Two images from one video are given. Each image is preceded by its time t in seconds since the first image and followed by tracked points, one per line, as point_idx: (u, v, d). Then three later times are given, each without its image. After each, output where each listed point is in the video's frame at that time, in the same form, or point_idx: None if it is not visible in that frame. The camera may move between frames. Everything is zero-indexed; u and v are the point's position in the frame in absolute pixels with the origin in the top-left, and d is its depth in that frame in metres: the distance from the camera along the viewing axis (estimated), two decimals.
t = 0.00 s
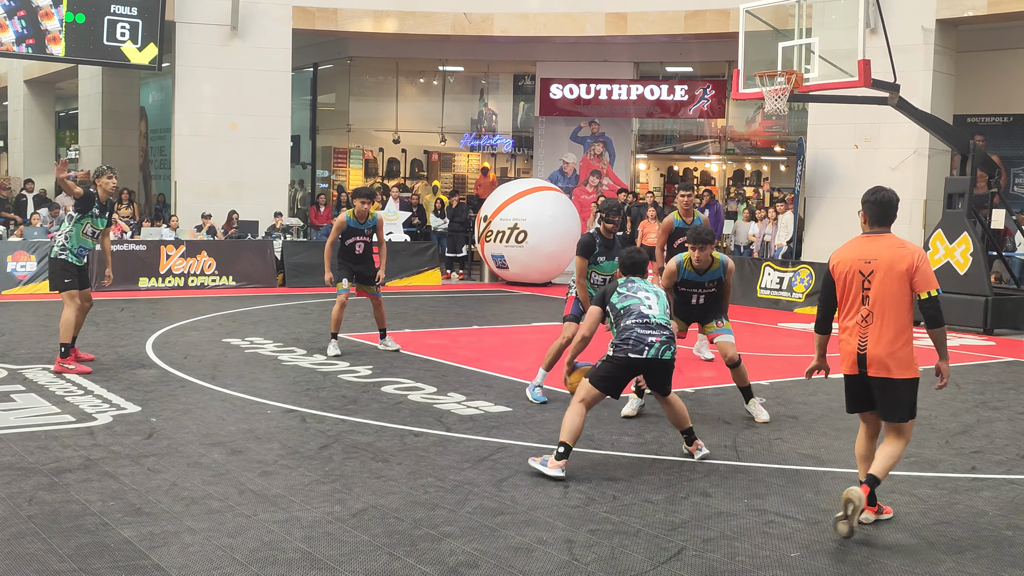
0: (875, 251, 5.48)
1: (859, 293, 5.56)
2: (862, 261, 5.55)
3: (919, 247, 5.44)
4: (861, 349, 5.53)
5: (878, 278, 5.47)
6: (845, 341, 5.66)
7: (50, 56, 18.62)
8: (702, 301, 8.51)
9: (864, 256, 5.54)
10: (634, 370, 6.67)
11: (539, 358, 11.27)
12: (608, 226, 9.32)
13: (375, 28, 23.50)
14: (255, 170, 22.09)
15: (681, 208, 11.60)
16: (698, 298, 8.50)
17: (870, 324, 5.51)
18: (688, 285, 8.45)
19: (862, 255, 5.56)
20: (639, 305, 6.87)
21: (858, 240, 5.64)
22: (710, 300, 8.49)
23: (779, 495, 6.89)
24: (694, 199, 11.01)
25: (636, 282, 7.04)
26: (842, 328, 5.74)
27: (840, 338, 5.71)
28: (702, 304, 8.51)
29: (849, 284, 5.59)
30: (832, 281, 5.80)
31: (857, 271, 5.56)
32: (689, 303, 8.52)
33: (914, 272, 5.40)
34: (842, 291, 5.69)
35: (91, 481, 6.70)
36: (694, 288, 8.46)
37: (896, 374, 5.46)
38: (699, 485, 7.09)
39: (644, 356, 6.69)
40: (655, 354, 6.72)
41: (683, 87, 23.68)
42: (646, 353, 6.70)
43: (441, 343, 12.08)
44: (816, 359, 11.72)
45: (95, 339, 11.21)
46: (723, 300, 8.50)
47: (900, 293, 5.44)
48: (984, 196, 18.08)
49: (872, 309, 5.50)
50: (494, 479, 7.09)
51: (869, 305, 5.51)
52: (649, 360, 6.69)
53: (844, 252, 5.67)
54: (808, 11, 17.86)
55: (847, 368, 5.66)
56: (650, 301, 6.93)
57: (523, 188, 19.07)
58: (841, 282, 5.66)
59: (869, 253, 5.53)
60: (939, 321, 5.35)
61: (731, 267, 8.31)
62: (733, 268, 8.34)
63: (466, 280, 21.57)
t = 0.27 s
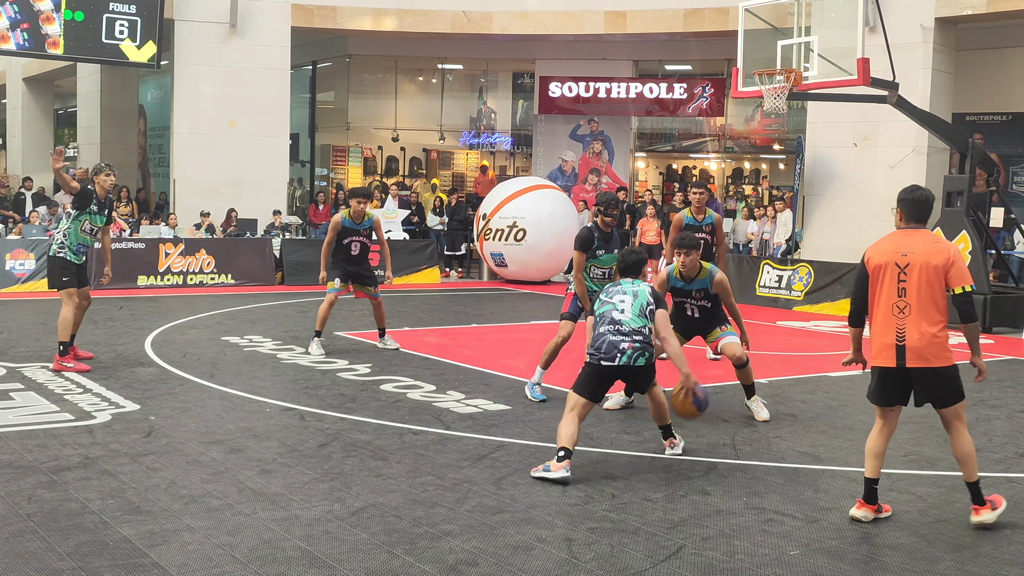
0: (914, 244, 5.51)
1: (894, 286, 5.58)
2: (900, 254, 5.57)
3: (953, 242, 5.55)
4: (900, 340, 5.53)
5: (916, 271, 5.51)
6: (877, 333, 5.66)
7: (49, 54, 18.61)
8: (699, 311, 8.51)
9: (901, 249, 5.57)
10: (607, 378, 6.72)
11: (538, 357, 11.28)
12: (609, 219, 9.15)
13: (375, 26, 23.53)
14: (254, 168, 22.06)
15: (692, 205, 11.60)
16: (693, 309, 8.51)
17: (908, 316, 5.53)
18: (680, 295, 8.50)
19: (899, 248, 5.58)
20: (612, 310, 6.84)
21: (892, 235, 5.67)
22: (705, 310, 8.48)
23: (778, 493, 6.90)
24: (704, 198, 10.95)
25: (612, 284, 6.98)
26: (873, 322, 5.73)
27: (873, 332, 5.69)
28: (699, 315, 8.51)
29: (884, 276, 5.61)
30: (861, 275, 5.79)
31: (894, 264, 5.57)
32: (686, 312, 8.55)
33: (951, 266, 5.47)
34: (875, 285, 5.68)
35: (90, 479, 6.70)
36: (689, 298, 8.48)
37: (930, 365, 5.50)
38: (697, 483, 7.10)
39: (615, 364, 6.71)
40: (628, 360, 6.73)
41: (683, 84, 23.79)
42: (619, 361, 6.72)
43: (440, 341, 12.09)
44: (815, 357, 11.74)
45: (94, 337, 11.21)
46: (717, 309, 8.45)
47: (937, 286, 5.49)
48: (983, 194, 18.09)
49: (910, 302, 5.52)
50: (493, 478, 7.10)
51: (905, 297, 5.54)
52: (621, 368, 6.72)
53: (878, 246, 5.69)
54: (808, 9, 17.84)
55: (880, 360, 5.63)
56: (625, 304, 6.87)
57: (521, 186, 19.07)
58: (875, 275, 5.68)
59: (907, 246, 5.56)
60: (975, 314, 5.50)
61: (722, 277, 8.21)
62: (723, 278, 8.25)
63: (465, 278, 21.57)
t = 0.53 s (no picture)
0: (970, 245, 5.64)
1: (950, 286, 5.67)
2: (955, 254, 5.67)
3: (1002, 246, 5.71)
4: (957, 339, 5.60)
5: (971, 272, 5.63)
6: (930, 332, 5.71)
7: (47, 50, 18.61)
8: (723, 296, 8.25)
9: (956, 250, 5.68)
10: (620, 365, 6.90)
11: (537, 353, 11.28)
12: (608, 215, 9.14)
13: (373, 23, 23.58)
14: (252, 165, 22.05)
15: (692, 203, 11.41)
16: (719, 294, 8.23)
17: (964, 316, 5.61)
18: (707, 281, 8.17)
19: (954, 249, 5.69)
20: (624, 303, 7.08)
21: (944, 237, 5.79)
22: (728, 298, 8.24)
23: (776, 489, 6.91)
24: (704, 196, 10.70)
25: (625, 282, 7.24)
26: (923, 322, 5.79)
27: (925, 331, 5.75)
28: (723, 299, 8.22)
29: (940, 277, 5.69)
30: (910, 276, 5.87)
31: (949, 265, 5.68)
32: (712, 298, 8.25)
33: (1005, 268, 5.62)
34: (928, 285, 5.76)
35: (88, 476, 6.70)
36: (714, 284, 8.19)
37: (984, 365, 5.59)
38: (696, 479, 7.10)
39: (626, 349, 6.90)
40: (640, 345, 6.89)
41: (682, 82, 23.61)
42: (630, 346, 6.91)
43: (438, 337, 12.08)
44: (813, 354, 11.74)
45: (93, 333, 11.20)
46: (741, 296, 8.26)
47: (991, 287, 5.62)
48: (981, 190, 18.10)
49: (966, 302, 5.61)
50: (492, 474, 7.10)
51: (961, 297, 5.63)
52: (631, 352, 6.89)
53: (930, 247, 5.79)
54: (806, 6, 17.79)
55: (933, 359, 5.68)
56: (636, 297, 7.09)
57: (520, 182, 19.07)
58: (929, 275, 5.76)
59: (962, 247, 5.68)
60: None
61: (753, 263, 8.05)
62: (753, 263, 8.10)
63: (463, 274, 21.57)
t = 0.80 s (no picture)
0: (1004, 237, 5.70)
1: (984, 277, 5.72)
2: (990, 246, 5.73)
3: None
4: (993, 330, 5.64)
5: (1006, 263, 5.67)
6: (966, 324, 5.77)
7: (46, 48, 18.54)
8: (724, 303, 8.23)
9: (990, 242, 5.74)
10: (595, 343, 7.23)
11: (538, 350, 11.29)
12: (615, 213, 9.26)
13: (373, 20, 23.57)
14: (253, 162, 22.05)
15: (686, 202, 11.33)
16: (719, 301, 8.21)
17: (1000, 307, 5.65)
18: (705, 288, 8.14)
19: (989, 241, 5.76)
20: (577, 290, 7.35)
21: (980, 230, 5.86)
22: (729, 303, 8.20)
23: (778, 486, 6.91)
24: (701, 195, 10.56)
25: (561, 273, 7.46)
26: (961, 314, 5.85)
27: (961, 323, 5.80)
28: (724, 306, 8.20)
29: (975, 268, 5.74)
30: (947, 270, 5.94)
31: (984, 256, 5.73)
32: (714, 306, 8.24)
33: None
34: (964, 277, 5.83)
35: (90, 473, 6.71)
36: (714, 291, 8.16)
37: (1021, 355, 5.61)
38: (697, 476, 7.11)
39: (598, 328, 7.24)
40: (608, 324, 7.29)
41: (682, 78, 23.79)
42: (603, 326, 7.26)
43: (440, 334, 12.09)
44: (815, 351, 11.74)
45: (94, 330, 11.21)
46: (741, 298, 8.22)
47: None
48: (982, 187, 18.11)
49: (1002, 293, 5.66)
50: (493, 471, 7.10)
51: (997, 289, 5.67)
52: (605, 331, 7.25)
53: (967, 239, 5.85)
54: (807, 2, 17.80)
55: (970, 351, 5.73)
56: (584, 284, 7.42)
57: (521, 179, 19.07)
58: (964, 267, 5.82)
59: (997, 239, 5.74)
60: None
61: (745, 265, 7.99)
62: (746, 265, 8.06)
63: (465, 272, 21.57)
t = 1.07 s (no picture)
0: None
1: (1009, 273, 5.77)
2: (1014, 243, 5.78)
3: None
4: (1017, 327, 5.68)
5: None
6: (989, 320, 5.80)
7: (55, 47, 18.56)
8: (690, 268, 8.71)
9: (1015, 239, 5.78)
10: (525, 323, 7.93)
11: (546, 349, 11.29)
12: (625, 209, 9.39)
13: (382, 19, 23.61)
14: (259, 162, 22.06)
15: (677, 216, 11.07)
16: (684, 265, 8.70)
17: None
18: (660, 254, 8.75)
19: (1013, 238, 5.79)
20: (528, 270, 8.08)
21: (1003, 227, 5.90)
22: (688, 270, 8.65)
23: (786, 485, 6.90)
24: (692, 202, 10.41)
25: (519, 249, 8.14)
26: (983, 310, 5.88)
27: (983, 320, 5.84)
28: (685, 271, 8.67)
29: (999, 265, 5.78)
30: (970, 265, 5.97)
31: (1008, 252, 5.77)
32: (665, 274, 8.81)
33: None
34: (986, 274, 5.86)
35: (99, 472, 6.72)
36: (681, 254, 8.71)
37: None
38: (705, 475, 7.10)
39: (532, 310, 7.95)
40: (542, 310, 7.99)
41: (690, 77, 23.71)
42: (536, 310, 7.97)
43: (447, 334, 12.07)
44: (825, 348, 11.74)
45: (102, 330, 11.24)
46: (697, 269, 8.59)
47: None
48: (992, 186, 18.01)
49: None
50: (501, 470, 7.10)
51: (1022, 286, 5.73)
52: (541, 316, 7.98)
53: (990, 235, 5.88)
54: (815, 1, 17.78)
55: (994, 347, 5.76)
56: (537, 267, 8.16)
57: (529, 178, 19.07)
58: (987, 263, 5.85)
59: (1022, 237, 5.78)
60: None
61: (682, 236, 8.36)
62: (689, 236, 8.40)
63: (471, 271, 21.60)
